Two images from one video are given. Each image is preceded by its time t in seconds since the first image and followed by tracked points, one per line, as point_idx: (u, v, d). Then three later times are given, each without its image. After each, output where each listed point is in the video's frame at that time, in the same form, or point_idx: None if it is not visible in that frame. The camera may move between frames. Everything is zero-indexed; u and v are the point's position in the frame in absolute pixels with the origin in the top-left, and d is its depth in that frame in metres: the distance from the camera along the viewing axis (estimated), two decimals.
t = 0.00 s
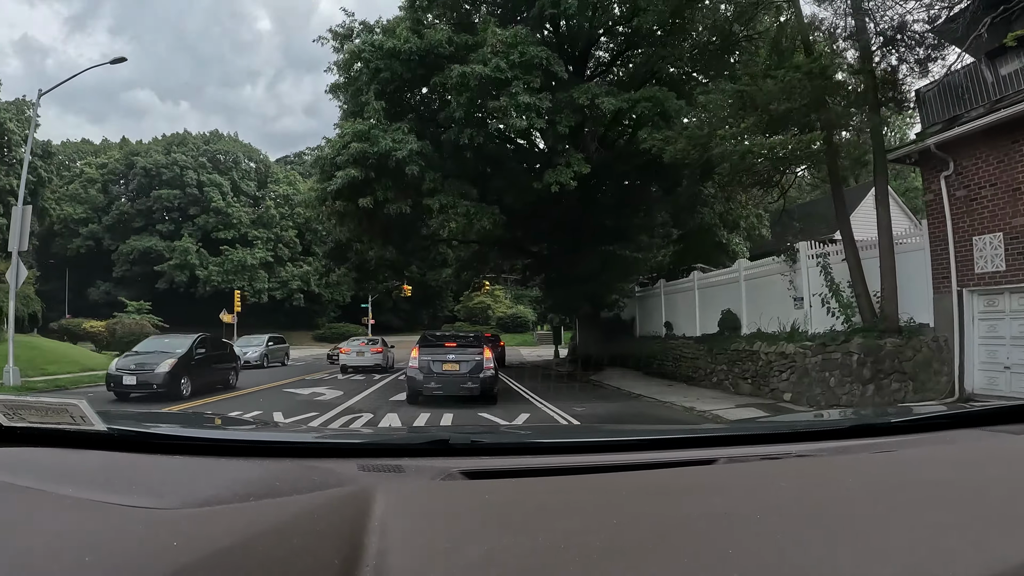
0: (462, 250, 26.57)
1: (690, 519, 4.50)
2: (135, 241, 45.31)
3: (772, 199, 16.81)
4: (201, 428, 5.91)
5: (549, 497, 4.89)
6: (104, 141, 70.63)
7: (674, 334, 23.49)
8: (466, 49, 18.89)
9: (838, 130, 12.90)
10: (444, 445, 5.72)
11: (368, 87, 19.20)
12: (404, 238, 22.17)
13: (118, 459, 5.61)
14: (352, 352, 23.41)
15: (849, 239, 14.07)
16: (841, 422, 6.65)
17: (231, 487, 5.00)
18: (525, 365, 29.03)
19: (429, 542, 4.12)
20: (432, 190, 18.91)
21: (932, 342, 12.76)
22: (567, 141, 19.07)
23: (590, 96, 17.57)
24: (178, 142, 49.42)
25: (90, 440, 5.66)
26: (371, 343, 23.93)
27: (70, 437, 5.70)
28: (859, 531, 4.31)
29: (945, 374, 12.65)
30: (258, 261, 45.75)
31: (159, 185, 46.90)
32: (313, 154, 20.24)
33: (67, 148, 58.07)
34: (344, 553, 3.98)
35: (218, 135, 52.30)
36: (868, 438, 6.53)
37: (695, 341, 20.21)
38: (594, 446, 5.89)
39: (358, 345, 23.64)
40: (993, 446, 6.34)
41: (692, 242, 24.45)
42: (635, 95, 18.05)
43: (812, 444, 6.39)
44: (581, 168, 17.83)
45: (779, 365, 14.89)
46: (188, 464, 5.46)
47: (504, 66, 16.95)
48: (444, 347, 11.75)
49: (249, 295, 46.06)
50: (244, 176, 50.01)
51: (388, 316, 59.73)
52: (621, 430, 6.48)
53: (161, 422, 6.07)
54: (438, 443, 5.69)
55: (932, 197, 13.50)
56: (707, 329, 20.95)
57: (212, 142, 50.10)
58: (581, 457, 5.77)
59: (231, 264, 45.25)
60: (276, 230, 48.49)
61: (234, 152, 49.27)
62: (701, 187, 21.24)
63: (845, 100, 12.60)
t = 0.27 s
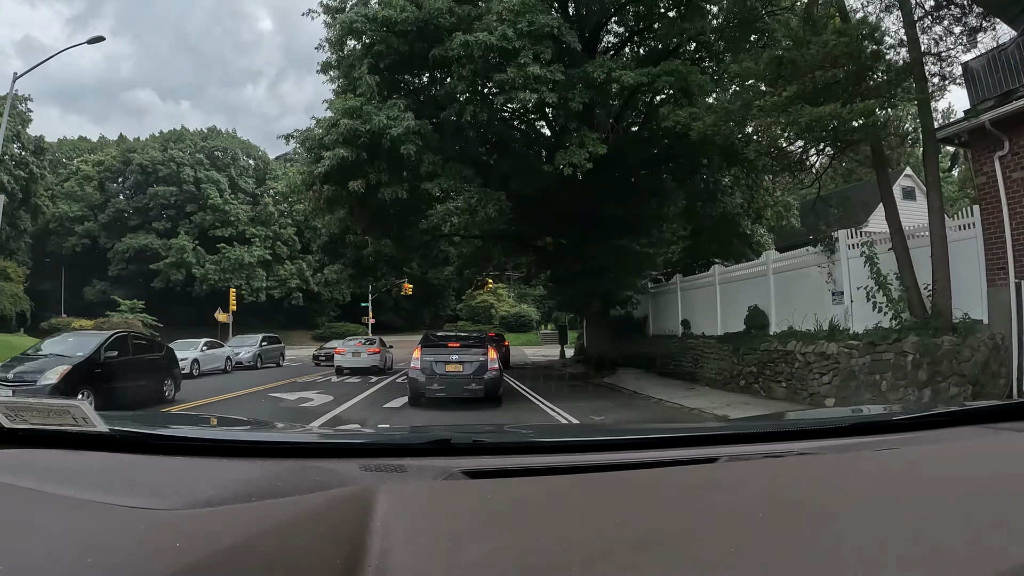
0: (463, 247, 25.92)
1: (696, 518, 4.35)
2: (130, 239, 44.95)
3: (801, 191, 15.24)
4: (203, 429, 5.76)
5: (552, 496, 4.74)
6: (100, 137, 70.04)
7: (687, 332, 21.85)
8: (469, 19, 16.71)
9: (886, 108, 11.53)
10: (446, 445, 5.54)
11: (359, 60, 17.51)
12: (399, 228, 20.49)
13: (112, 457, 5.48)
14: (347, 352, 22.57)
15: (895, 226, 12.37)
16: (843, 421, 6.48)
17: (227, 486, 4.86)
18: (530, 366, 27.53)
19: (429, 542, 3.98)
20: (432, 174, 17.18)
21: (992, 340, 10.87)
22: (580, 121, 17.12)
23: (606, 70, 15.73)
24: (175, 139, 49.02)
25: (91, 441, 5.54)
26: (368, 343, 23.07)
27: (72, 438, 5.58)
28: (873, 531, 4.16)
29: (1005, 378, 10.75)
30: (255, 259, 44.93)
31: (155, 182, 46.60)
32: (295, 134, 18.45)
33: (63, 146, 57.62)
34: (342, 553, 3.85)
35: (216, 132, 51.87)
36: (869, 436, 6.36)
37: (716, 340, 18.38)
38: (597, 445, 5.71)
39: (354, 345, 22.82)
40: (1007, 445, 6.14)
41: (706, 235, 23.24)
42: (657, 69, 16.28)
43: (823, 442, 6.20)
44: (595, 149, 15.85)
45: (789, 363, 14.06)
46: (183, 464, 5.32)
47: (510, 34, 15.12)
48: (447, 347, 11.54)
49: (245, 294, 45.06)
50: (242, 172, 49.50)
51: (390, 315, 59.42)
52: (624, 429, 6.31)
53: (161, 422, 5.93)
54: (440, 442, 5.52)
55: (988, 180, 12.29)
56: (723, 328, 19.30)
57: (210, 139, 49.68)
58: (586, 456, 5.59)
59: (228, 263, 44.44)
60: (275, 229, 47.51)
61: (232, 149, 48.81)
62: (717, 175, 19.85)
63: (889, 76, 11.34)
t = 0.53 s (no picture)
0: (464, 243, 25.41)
1: (705, 519, 4.19)
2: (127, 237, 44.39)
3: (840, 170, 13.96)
4: (204, 427, 5.54)
5: (553, 496, 4.57)
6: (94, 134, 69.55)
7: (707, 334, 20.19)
8: None
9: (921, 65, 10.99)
10: (446, 444, 5.35)
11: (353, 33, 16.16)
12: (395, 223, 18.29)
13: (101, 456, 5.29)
14: (343, 353, 21.58)
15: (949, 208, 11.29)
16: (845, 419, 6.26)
17: (221, 485, 4.69)
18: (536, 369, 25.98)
19: (427, 544, 3.82)
20: (431, 156, 15.42)
21: None
22: (592, 97, 16.16)
23: (623, 41, 14.73)
24: (172, 134, 48.94)
25: (93, 440, 5.28)
26: (364, 344, 22.06)
27: (74, 437, 5.31)
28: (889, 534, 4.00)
29: None
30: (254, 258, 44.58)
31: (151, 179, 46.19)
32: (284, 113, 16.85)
33: (58, 143, 57.12)
34: (338, 556, 3.70)
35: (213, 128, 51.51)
36: (872, 435, 6.15)
37: (739, 340, 17.09)
38: (599, 442, 5.51)
39: (350, 346, 21.82)
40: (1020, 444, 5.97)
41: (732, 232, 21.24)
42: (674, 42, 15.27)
43: (834, 442, 6.01)
44: (614, 128, 14.69)
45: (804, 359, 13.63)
46: (177, 463, 5.14)
47: None
48: (450, 347, 11.38)
49: (245, 292, 45.67)
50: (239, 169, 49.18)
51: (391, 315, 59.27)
52: (625, 427, 6.12)
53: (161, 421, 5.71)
54: (439, 441, 5.32)
55: None
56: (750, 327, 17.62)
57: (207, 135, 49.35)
58: (592, 455, 5.40)
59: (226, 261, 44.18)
60: (273, 226, 48.52)
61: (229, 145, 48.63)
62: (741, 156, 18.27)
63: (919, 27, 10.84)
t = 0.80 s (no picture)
0: (464, 242, 24.85)
1: (714, 518, 4.04)
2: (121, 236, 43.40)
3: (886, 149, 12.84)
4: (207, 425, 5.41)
5: (556, 496, 4.42)
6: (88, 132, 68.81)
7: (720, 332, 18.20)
8: None
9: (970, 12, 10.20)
10: (448, 443, 5.19)
11: (341, 2, 14.24)
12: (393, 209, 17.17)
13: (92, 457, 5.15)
14: (336, 353, 19.49)
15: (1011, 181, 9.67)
16: (845, 419, 6.12)
17: (214, 485, 4.55)
18: (537, 370, 24.29)
19: (427, 541, 3.68)
20: (429, 134, 13.50)
21: None
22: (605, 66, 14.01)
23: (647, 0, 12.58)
24: (170, 131, 48.44)
25: (95, 437, 5.20)
26: (360, 342, 19.97)
27: (77, 434, 5.22)
28: (906, 531, 3.86)
29: None
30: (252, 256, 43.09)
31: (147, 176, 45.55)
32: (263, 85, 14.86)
33: (52, 142, 56.41)
34: (334, 552, 3.56)
35: (211, 126, 50.99)
36: (873, 435, 6.02)
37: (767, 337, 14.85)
38: (602, 442, 5.36)
39: (344, 345, 19.73)
40: None
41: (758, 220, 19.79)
42: None
43: (843, 441, 5.88)
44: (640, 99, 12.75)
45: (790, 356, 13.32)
46: (172, 462, 5.01)
47: None
48: (453, 347, 11.13)
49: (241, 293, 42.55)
50: (238, 166, 48.66)
51: (392, 314, 58.92)
52: (628, 427, 5.95)
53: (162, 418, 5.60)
54: (440, 440, 5.17)
55: None
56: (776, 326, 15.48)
57: (204, 132, 48.78)
58: (596, 454, 5.25)
59: (223, 259, 42.58)
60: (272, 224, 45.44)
61: (227, 142, 48.16)
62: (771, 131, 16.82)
63: None
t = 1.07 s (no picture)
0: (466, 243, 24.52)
1: (722, 517, 3.94)
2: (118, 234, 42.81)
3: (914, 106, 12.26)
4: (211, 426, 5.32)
5: (560, 496, 4.31)
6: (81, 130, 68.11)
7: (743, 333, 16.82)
8: None
9: None
10: (449, 444, 5.09)
11: None
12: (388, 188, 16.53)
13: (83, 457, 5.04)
14: (330, 354, 18.46)
15: None
16: (845, 419, 6.00)
17: (212, 485, 4.44)
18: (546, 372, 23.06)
19: (428, 540, 3.58)
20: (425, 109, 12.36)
21: None
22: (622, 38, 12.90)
23: None
24: (167, 128, 47.97)
25: (96, 438, 5.10)
26: (356, 342, 18.91)
27: (78, 434, 5.12)
28: (920, 529, 3.76)
29: None
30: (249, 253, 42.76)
31: (144, 173, 45.06)
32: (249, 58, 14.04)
33: (48, 140, 55.95)
34: (333, 551, 3.45)
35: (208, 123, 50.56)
36: (877, 435, 5.89)
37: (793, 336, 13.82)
38: (603, 443, 5.25)
39: (339, 345, 18.70)
40: None
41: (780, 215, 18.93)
42: None
43: (851, 441, 5.77)
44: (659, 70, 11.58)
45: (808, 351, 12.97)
46: (169, 463, 4.89)
47: None
48: (455, 347, 10.80)
49: (239, 291, 42.35)
50: (236, 164, 48.25)
51: (393, 313, 58.63)
52: (630, 427, 5.82)
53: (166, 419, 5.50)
54: (441, 441, 5.06)
55: None
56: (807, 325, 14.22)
57: (202, 129, 48.34)
58: (601, 455, 5.14)
59: (219, 257, 42.23)
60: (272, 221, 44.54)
61: (226, 139, 47.76)
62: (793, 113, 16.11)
63: None
